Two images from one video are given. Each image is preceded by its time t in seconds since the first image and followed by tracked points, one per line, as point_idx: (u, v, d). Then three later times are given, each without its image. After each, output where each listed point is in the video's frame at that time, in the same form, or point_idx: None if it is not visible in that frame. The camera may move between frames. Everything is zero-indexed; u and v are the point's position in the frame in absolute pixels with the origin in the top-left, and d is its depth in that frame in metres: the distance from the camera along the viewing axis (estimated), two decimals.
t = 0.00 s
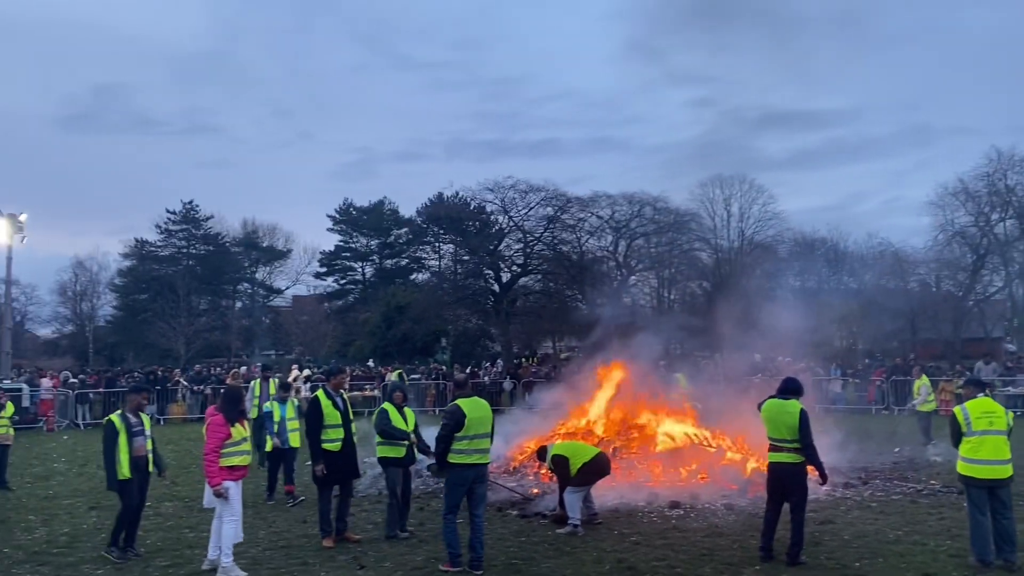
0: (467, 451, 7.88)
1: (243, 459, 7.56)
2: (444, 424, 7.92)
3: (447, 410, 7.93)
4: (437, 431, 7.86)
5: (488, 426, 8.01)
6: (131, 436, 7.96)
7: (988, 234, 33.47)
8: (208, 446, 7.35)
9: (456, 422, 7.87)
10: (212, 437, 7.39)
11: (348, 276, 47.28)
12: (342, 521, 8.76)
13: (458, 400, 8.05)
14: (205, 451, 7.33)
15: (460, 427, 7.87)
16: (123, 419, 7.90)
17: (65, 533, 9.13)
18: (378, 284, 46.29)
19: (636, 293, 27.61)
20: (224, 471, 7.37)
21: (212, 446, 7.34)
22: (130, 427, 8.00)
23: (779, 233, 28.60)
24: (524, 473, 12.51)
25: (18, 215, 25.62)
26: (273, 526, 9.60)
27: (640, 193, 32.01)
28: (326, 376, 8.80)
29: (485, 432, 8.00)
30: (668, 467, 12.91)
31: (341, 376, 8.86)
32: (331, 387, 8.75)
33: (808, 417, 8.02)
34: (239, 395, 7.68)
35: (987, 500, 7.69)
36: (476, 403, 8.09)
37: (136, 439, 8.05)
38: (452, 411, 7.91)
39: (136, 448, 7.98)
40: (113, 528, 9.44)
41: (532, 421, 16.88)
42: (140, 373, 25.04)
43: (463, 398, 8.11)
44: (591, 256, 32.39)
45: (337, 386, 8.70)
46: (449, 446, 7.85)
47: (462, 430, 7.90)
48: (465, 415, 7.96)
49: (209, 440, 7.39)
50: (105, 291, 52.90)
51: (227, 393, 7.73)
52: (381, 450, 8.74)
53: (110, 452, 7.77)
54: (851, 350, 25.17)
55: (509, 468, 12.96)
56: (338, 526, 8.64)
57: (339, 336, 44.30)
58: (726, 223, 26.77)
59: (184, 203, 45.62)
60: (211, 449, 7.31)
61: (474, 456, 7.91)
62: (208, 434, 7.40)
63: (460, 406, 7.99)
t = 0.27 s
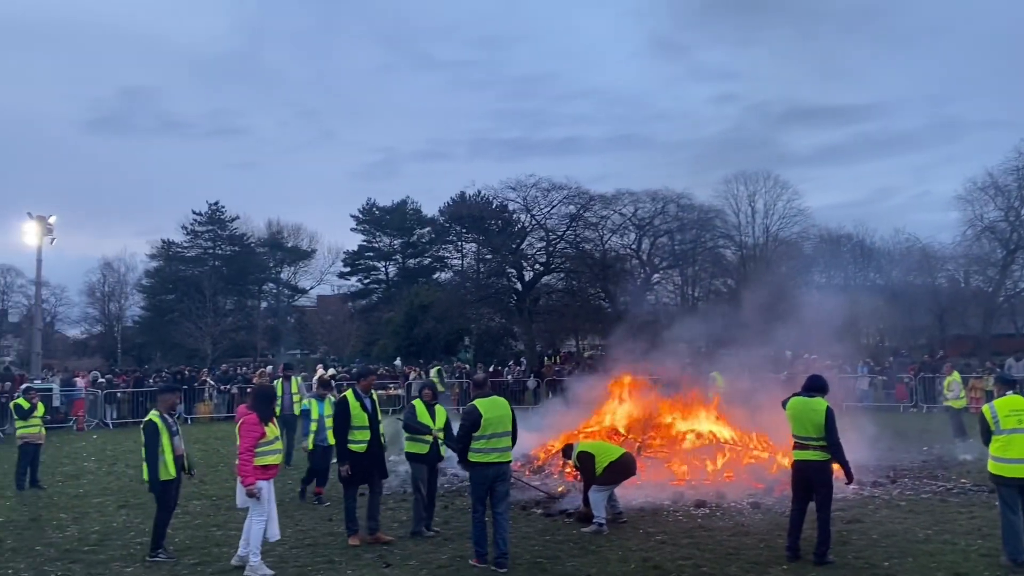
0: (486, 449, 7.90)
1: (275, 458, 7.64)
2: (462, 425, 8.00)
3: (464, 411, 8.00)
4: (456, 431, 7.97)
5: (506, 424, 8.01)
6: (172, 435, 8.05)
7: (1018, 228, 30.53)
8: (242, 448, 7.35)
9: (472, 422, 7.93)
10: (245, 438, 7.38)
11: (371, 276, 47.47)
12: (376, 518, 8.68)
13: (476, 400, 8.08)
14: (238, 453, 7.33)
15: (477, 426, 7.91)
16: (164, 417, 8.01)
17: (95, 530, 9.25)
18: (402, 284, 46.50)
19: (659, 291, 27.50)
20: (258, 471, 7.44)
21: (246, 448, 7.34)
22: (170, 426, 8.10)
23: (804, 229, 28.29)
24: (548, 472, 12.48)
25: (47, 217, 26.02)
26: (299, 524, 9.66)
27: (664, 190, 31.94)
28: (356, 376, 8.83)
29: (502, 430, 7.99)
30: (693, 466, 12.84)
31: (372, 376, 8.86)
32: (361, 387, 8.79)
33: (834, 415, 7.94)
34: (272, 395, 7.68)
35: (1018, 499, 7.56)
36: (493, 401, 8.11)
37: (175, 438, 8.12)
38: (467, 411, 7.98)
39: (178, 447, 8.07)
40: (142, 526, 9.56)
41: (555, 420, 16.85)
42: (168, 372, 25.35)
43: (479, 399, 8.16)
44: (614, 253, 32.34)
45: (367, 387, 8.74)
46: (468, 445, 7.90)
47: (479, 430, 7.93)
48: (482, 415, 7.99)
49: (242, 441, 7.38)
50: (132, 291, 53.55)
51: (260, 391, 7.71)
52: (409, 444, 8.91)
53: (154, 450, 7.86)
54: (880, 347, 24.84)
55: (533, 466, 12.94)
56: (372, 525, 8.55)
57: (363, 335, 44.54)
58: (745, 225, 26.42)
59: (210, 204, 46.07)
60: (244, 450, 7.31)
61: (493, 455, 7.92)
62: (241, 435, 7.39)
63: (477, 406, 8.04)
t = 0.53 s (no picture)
0: (506, 448, 7.92)
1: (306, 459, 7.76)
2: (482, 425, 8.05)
3: (483, 411, 8.03)
4: (476, 431, 8.05)
5: (525, 423, 8.00)
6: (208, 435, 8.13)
7: None
8: (281, 452, 7.38)
9: (491, 422, 7.96)
10: (283, 442, 7.41)
11: (396, 276, 47.62)
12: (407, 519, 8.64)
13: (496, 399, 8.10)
14: (278, 458, 7.36)
15: (496, 425, 7.94)
16: (198, 416, 8.09)
17: (126, 530, 9.36)
18: (427, 284, 46.61)
19: (686, 289, 27.32)
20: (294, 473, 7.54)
21: (284, 452, 7.39)
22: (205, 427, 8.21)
23: (832, 226, 27.95)
24: (574, 472, 12.44)
25: (78, 220, 26.38)
26: (327, 524, 9.71)
27: (689, 188, 31.69)
28: (392, 376, 8.85)
29: (520, 428, 7.98)
30: (720, 466, 12.75)
31: (408, 376, 8.83)
32: (396, 387, 8.78)
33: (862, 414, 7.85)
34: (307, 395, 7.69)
35: None
36: (512, 401, 8.12)
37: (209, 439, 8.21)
38: (486, 410, 8.01)
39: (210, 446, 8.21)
40: (172, 525, 9.66)
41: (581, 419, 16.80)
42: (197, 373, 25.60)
43: (499, 398, 8.17)
44: (638, 251, 32.11)
45: (403, 387, 8.73)
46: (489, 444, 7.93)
47: (499, 429, 7.96)
48: (500, 415, 8.02)
49: (280, 445, 7.41)
50: (161, 292, 54.17)
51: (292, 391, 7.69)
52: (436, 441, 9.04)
53: (196, 451, 7.94)
54: (911, 345, 24.43)
55: (560, 466, 12.92)
56: (403, 527, 8.50)
57: (388, 335, 44.79)
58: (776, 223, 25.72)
59: (237, 206, 46.48)
60: (284, 454, 7.36)
61: (513, 453, 7.93)
62: (279, 440, 7.41)
63: (495, 405, 8.06)
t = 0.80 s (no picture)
0: (536, 449, 7.93)
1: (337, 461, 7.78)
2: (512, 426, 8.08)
3: (513, 411, 8.07)
4: (506, 431, 8.06)
5: (555, 424, 8.03)
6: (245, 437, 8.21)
7: None
8: (317, 455, 7.40)
9: (521, 422, 7.99)
10: (318, 445, 7.41)
11: (422, 276, 47.79)
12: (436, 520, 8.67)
13: (527, 400, 8.12)
14: (315, 460, 7.38)
15: (526, 425, 7.97)
16: (231, 417, 8.19)
17: (159, 529, 9.48)
18: (452, 284, 46.72)
19: (712, 288, 27.15)
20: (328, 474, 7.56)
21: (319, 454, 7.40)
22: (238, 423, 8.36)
23: (861, 224, 27.61)
24: (601, 473, 12.42)
25: (109, 224, 26.79)
26: (355, 524, 9.79)
27: (715, 186, 31.39)
28: (426, 377, 9.01)
29: (550, 430, 8.00)
30: (748, 467, 12.68)
31: (443, 376, 9.02)
32: (430, 388, 8.89)
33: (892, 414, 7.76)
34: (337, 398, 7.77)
35: None
36: (543, 401, 8.15)
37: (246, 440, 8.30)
38: (517, 410, 8.04)
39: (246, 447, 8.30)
40: (202, 525, 9.79)
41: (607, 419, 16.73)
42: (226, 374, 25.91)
43: (530, 398, 8.19)
44: (664, 250, 31.85)
45: (436, 387, 8.81)
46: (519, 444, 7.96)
47: (528, 429, 7.99)
48: (531, 415, 8.04)
49: (315, 448, 7.42)
50: (191, 294, 54.83)
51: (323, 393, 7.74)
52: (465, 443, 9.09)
53: (235, 453, 8.02)
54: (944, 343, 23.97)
55: (587, 467, 12.89)
56: (430, 529, 8.53)
57: (414, 336, 45.15)
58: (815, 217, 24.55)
59: (265, 208, 46.91)
60: (321, 457, 7.39)
61: (542, 454, 7.95)
62: (315, 443, 7.40)
63: (526, 406, 8.09)
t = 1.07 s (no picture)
0: (574, 448, 8.03)
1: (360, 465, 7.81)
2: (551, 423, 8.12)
3: (554, 407, 8.14)
4: (545, 429, 8.08)
5: (593, 424, 8.11)
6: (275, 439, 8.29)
7: None
8: (344, 455, 7.45)
9: (562, 419, 8.05)
10: (343, 446, 7.46)
11: (447, 278, 47.90)
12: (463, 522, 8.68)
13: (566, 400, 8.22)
14: (342, 461, 7.43)
15: (566, 423, 8.03)
16: (262, 417, 8.23)
17: (189, 529, 9.58)
18: (478, 285, 46.77)
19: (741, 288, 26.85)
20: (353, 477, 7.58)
21: (344, 454, 7.45)
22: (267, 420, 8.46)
23: (891, 222, 27.18)
24: (629, 475, 12.36)
25: (139, 227, 27.11)
26: (382, 525, 9.84)
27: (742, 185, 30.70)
28: (453, 378, 9.01)
29: (589, 430, 8.09)
30: (777, 469, 12.55)
31: (469, 378, 9.05)
32: (458, 388, 8.94)
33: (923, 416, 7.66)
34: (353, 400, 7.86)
35: None
36: (582, 401, 8.24)
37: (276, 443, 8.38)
38: (557, 407, 8.11)
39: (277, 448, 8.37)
40: (232, 525, 9.88)
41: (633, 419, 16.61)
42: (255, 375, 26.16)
43: (570, 398, 8.31)
44: (690, 250, 31.41)
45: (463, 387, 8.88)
46: (558, 441, 8.02)
47: (568, 427, 8.05)
48: (571, 412, 8.12)
49: (341, 449, 7.46)
50: (219, 296, 55.41)
51: (339, 395, 7.81)
52: (493, 446, 9.08)
53: (267, 454, 8.11)
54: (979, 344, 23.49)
55: (614, 468, 12.83)
56: (458, 530, 8.57)
57: (440, 337, 45.65)
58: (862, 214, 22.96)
59: (292, 210, 47.26)
60: (348, 458, 7.45)
61: (580, 453, 8.05)
62: (341, 443, 7.46)
63: (566, 404, 8.18)
